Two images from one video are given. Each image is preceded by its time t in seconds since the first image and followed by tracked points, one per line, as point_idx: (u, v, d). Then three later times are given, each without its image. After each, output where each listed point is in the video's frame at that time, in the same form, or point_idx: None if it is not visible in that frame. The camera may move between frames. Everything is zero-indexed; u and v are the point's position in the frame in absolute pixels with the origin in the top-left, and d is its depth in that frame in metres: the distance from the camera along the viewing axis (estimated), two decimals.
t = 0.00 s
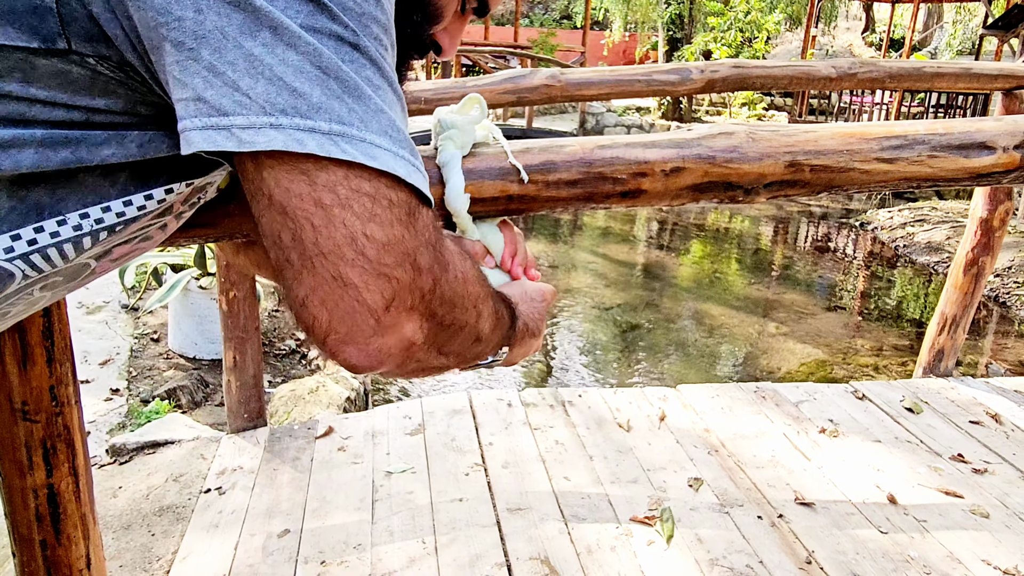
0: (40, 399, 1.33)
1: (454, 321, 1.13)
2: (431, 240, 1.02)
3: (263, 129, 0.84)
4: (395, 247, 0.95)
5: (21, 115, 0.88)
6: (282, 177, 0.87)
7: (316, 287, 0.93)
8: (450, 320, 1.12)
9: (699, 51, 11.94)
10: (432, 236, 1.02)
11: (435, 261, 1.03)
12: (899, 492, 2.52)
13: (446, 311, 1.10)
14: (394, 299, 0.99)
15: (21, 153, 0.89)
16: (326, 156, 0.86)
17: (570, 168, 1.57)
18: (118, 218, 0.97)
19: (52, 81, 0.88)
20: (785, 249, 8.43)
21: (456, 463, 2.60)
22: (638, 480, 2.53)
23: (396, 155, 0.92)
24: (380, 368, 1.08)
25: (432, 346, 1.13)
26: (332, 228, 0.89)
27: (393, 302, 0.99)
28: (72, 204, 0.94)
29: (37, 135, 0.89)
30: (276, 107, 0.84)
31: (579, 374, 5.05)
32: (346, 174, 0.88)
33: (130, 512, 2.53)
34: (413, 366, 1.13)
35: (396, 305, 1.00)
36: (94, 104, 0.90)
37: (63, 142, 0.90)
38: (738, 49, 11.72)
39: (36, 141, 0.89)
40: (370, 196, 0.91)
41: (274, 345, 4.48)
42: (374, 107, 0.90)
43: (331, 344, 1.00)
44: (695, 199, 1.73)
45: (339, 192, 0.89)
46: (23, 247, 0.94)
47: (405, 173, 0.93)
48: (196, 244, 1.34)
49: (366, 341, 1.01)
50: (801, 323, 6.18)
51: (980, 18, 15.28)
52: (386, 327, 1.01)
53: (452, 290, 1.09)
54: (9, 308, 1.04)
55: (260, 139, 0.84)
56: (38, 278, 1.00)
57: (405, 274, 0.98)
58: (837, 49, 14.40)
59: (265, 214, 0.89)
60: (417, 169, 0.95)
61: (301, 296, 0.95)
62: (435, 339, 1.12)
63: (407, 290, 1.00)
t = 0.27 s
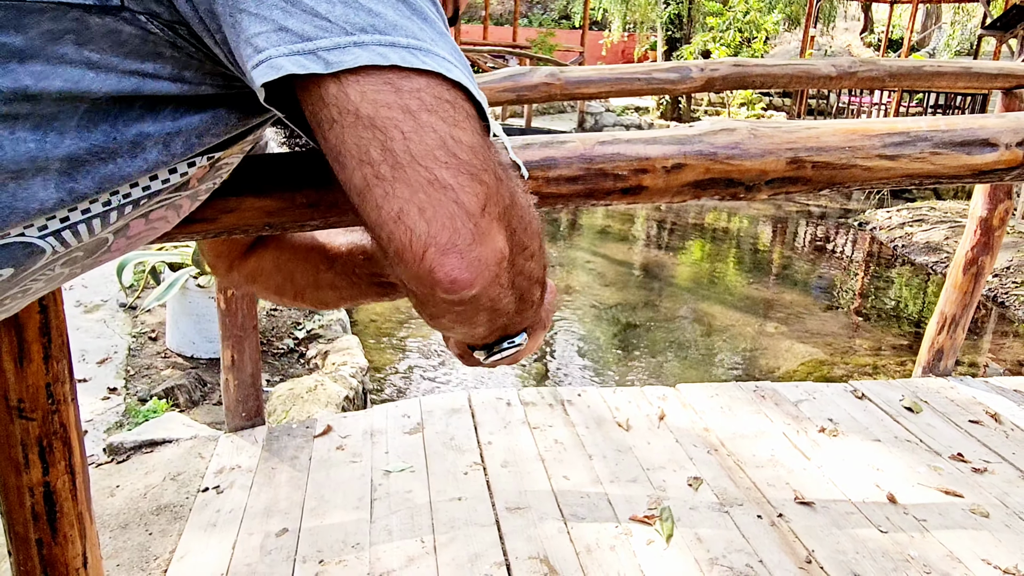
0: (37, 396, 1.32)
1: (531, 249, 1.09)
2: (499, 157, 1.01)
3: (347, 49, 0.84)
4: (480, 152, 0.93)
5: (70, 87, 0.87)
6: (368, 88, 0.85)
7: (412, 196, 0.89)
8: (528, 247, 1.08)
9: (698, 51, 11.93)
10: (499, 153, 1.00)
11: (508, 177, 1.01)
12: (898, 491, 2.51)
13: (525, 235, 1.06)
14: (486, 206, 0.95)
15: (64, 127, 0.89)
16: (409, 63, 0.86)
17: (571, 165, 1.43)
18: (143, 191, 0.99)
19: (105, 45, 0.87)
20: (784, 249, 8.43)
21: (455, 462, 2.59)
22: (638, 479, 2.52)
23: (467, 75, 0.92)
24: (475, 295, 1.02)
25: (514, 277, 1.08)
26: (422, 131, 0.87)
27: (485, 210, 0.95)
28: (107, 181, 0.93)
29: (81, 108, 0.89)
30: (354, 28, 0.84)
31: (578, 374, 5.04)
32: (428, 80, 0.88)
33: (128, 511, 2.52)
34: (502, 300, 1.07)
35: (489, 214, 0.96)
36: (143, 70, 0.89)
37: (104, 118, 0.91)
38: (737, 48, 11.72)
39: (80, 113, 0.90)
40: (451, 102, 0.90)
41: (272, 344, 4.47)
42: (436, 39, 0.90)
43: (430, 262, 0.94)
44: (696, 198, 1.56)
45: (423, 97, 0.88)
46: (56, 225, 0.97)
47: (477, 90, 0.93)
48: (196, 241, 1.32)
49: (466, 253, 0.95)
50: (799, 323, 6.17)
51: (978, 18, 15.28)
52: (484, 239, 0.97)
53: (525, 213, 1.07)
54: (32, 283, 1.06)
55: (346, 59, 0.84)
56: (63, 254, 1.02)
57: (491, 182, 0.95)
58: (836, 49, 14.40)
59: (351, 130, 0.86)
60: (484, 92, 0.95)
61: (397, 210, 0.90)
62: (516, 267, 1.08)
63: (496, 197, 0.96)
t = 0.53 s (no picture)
0: (29, 389, 1.30)
1: (558, 207, 1.06)
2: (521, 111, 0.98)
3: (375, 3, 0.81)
4: (510, 102, 0.90)
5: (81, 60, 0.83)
6: (399, 39, 0.82)
7: (452, 145, 0.85)
8: (555, 205, 1.04)
9: (698, 50, 11.92)
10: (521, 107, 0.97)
11: (532, 131, 0.98)
12: (899, 489, 2.50)
13: (551, 191, 1.02)
14: (521, 157, 0.91)
15: (77, 104, 0.86)
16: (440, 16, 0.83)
17: (571, 156, 1.41)
18: (141, 171, 0.96)
19: (119, 15, 0.84)
20: (783, 248, 8.42)
21: (453, 459, 2.58)
22: (637, 476, 2.51)
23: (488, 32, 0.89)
24: (515, 255, 0.97)
25: (548, 237, 1.03)
26: (457, 80, 0.84)
27: (521, 161, 0.91)
28: (108, 159, 0.89)
29: (91, 85, 0.85)
30: None
31: (577, 372, 5.03)
32: (459, 31, 0.85)
33: (125, 508, 2.50)
34: (538, 263, 1.03)
35: (525, 166, 0.92)
36: (156, 42, 0.85)
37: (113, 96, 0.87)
38: (736, 48, 11.70)
39: (92, 89, 0.86)
40: (480, 54, 0.87)
41: (271, 342, 4.46)
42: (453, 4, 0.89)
43: (472, 215, 0.89)
44: (698, 189, 1.54)
45: (455, 48, 0.84)
46: (53, 205, 0.93)
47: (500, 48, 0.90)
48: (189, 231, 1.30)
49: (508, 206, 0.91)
50: (798, 322, 6.16)
51: (977, 19, 15.27)
52: (523, 191, 0.92)
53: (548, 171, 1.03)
54: (21, 265, 1.01)
55: (374, 14, 0.81)
56: (54, 236, 0.98)
57: (521, 132, 0.92)
58: (835, 49, 14.39)
59: (384, 83, 0.82)
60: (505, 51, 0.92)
61: (437, 162, 0.85)
62: (550, 227, 1.03)
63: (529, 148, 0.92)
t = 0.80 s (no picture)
0: (22, 383, 1.27)
1: (554, 192, 1.05)
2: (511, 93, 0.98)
3: None
4: (498, 81, 0.90)
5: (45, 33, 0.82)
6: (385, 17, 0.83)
7: (442, 123, 0.85)
8: (551, 189, 1.04)
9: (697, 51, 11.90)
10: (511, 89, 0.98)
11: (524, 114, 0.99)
12: (900, 488, 2.49)
13: (546, 174, 1.02)
14: (512, 136, 0.92)
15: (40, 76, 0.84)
16: None
17: (571, 147, 1.40)
18: (109, 150, 0.95)
19: None
20: (782, 249, 8.40)
21: (452, 457, 2.56)
22: (637, 474, 2.49)
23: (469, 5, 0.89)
24: (512, 238, 0.96)
25: (545, 223, 1.03)
26: (445, 59, 0.85)
27: (512, 141, 0.92)
28: (71, 138, 0.88)
29: (55, 60, 0.84)
30: None
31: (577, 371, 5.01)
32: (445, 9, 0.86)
33: (121, 506, 2.48)
34: (537, 249, 1.02)
35: (517, 145, 0.93)
36: (123, 16, 0.85)
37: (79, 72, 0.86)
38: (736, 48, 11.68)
39: (55, 64, 0.84)
40: (467, 30, 0.88)
41: (269, 340, 4.45)
42: None
43: (464, 197, 0.89)
44: (700, 181, 1.52)
45: (442, 25, 0.85)
46: (15, 182, 0.90)
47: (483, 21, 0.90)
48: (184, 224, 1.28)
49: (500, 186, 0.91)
50: (798, 321, 6.15)
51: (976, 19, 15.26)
52: (515, 172, 0.92)
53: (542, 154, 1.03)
54: None
55: None
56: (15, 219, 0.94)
57: (511, 112, 0.92)
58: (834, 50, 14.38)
59: (372, 62, 0.83)
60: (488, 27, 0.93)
61: (427, 142, 0.86)
62: (546, 212, 1.03)
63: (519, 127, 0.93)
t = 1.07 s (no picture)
0: (15, 378, 1.23)
1: (521, 190, 1.01)
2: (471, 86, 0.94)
3: None
4: (445, 78, 0.86)
5: None
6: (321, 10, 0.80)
7: (374, 130, 0.84)
8: (517, 187, 1.00)
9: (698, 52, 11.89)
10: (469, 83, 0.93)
11: (483, 110, 0.95)
12: (903, 488, 2.47)
13: (508, 172, 0.98)
14: (460, 138, 0.88)
15: None
16: None
17: (573, 140, 1.38)
18: (67, 116, 0.88)
19: None
20: (783, 249, 8.39)
21: (452, 456, 2.55)
22: (638, 474, 2.48)
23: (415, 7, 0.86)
24: (458, 241, 0.94)
25: (511, 223, 0.99)
26: (383, 60, 0.82)
27: (458, 143, 0.88)
28: (21, 101, 0.83)
29: None
30: None
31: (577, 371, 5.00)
32: None
33: (119, 505, 2.46)
34: (497, 251, 0.99)
35: (466, 148, 0.89)
36: None
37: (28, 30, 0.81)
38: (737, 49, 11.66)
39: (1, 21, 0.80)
40: (413, 27, 0.84)
41: (268, 340, 4.43)
42: None
43: (397, 201, 0.88)
44: (704, 175, 1.50)
45: (383, 22, 0.82)
46: None
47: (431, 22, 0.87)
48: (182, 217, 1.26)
49: (443, 192, 0.89)
50: (799, 322, 6.14)
51: (977, 21, 15.23)
52: (458, 176, 0.90)
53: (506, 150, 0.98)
54: None
55: None
56: None
57: (461, 112, 0.89)
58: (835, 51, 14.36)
59: (310, 59, 0.81)
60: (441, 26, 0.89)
61: (361, 147, 0.85)
62: (513, 211, 0.99)
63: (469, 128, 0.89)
